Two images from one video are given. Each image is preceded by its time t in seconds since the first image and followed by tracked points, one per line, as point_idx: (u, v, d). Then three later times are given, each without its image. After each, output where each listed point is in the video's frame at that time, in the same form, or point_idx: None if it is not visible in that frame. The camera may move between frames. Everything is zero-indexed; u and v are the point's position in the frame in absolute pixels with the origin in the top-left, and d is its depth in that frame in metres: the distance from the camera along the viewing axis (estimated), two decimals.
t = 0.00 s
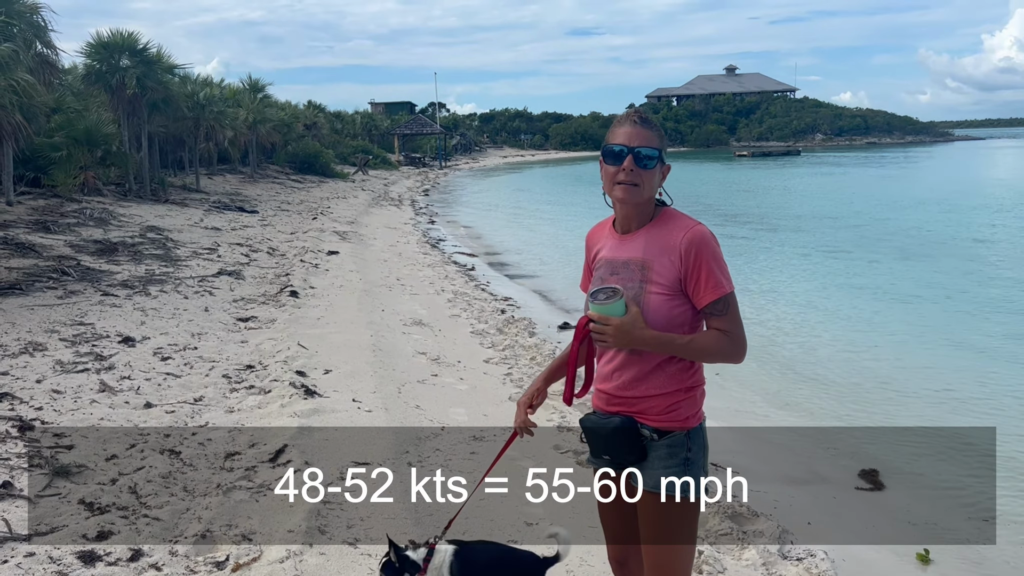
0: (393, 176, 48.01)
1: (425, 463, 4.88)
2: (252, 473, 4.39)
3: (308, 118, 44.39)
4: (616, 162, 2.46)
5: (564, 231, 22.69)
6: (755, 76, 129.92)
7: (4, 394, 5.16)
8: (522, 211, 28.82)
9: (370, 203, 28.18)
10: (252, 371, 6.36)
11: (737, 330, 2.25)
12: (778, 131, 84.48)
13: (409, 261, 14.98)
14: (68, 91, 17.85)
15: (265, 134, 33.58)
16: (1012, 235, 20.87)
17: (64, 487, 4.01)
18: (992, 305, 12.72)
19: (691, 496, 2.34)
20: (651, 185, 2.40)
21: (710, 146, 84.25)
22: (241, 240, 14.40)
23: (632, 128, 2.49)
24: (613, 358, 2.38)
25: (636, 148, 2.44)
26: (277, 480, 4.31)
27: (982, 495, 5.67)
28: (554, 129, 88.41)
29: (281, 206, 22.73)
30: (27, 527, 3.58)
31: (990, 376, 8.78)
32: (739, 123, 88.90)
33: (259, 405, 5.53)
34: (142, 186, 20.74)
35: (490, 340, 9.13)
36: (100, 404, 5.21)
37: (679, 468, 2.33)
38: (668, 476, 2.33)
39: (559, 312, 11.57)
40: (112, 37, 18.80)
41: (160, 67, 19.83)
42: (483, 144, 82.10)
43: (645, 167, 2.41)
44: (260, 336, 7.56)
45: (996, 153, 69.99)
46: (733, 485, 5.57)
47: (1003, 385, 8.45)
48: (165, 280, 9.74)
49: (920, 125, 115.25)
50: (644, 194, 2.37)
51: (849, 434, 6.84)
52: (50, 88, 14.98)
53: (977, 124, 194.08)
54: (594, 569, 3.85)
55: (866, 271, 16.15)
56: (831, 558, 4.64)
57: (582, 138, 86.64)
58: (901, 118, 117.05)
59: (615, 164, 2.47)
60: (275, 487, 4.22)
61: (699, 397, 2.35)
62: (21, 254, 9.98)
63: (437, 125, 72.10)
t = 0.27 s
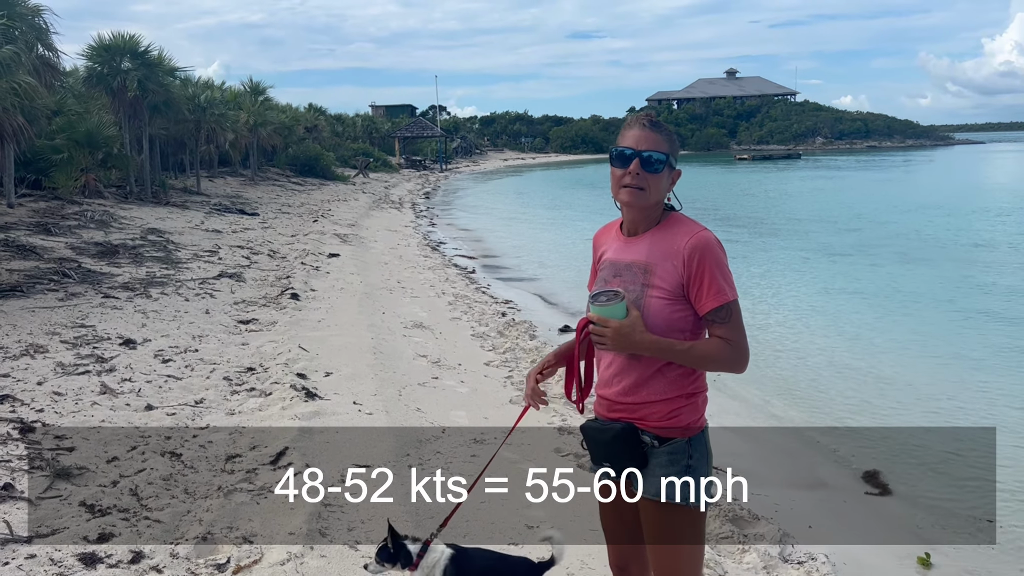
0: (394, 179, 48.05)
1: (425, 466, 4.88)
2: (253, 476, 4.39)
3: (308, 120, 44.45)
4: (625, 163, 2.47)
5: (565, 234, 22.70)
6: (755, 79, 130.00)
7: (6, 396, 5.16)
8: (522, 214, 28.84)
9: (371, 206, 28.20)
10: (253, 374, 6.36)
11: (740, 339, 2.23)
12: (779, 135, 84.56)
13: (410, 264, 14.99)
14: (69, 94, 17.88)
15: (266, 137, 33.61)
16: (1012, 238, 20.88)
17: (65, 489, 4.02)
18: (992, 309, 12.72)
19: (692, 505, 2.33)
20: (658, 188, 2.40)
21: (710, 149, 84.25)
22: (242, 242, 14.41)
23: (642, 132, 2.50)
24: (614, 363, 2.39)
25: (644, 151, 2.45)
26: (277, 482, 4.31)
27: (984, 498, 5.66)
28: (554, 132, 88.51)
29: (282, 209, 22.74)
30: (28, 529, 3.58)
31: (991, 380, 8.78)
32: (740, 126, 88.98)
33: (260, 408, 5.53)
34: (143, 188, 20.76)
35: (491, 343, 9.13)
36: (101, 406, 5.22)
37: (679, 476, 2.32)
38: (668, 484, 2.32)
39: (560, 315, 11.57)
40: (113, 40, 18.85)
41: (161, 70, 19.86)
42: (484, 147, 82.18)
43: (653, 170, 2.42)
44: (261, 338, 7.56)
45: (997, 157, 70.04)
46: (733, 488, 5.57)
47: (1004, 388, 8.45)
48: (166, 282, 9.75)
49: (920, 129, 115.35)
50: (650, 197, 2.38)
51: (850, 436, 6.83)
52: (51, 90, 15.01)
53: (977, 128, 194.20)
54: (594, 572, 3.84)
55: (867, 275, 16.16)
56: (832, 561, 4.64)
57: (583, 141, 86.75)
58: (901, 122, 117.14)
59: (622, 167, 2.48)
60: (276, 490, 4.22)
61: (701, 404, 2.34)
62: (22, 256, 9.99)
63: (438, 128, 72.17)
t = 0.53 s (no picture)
0: (394, 181, 48.07)
1: (426, 468, 4.87)
2: (253, 478, 4.39)
3: (309, 123, 44.50)
4: (625, 165, 2.48)
5: (565, 237, 22.70)
6: (756, 82, 130.12)
7: (6, 398, 5.16)
8: (522, 217, 28.84)
9: (371, 208, 28.20)
10: (253, 376, 6.36)
11: (739, 345, 2.22)
12: (779, 138, 84.61)
13: (411, 266, 14.99)
14: (70, 96, 17.91)
15: (267, 139, 33.63)
16: (1012, 241, 20.89)
17: (65, 491, 4.01)
18: (992, 312, 12.72)
19: (691, 509, 2.32)
20: (657, 191, 2.40)
21: (711, 151, 84.29)
22: (242, 244, 14.43)
23: (642, 134, 2.50)
24: (614, 367, 2.40)
25: (643, 153, 2.45)
26: (277, 485, 4.30)
27: (984, 500, 5.65)
28: (555, 135, 88.60)
29: (283, 211, 22.76)
30: (28, 531, 3.58)
31: (992, 383, 8.78)
32: (740, 129, 89.02)
33: (261, 411, 5.52)
34: (143, 191, 20.77)
35: (491, 346, 9.13)
36: (101, 408, 5.21)
37: (679, 480, 2.30)
38: (667, 489, 2.31)
39: (560, 318, 11.57)
40: (114, 42, 18.87)
41: (162, 72, 19.88)
42: (485, 149, 82.23)
43: (652, 172, 2.42)
44: (262, 340, 7.56)
45: (998, 160, 70.07)
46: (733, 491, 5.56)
47: (1005, 391, 8.44)
48: (166, 284, 9.75)
49: (920, 132, 115.40)
50: (649, 200, 2.38)
51: (850, 439, 6.83)
52: (52, 92, 15.02)
53: (978, 131, 194.28)
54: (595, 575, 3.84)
55: (867, 278, 16.16)
56: (832, 564, 4.63)
57: (583, 143, 86.87)
58: (902, 125, 117.18)
59: (621, 169, 2.49)
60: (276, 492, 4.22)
61: (701, 409, 2.34)
62: (23, 258, 10.00)
63: (439, 130, 72.21)
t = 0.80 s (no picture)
0: (395, 182, 48.07)
1: (425, 469, 4.87)
2: (253, 479, 4.39)
3: (310, 124, 44.53)
4: (621, 167, 2.48)
5: (565, 238, 22.70)
6: (756, 83, 130.14)
7: (6, 399, 5.17)
8: (522, 218, 28.86)
9: (371, 209, 28.21)
10: (253, 377, 6.36)
11: (734, 348, 2.21)
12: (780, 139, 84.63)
13: (411, 267, 14.99)
14: (70, 97, 17.94)
15: (267, 141, 33.66)
16: (1013, 243, 20.88)
17: (65, 491, 4.01)
18: (992, 313, 12.72)
19: (687, 511, 2.31)
20: (653, 193, 2.41)
21: (711, 153, 84.29)
22: (242, 245, 14.43)
23: (638, 136, 2.50)
24: (610, 367, 2.41)
25: (639, 155, 2.45)
26: (278, 486, 4.30)
27: (983, 500, 5.66)
28: (555, 136, 88.65)
29: (283, 212, 22.79)
30: (27, 532, 3.58)
31: (991, 384, 8.77)
32: (741, 130, 89.03)
33: (261, 411, 5.52)
34: (144, 192, 20.79)
35: (491, 347, 9.13)
36: (101, 409, 5.22)
37: (674, 482, 2.30)
38: (663, 492, 2.30)
39: (560, 319, 11.57)
40: (115, 44, 18.89)
41: (163, 73, 19.89)
42: (485, 151, 82.25)
43: (647, 174, 2.42)
44: (262, 341, 7.56)
45: (998, 161, 70.08)
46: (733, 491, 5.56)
47: (1005, 393, 8.44)
48: (166, 285, 9.76)
49: (921, 133, 115.42)
50: (645, 202, 2.39)
51: (849, 440, 6.83)
52: (53, 93, 15.04)
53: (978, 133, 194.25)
54: None
55: (868, 279, 16.15)
56: (832, 566, 4.63)
57: (583, 145, 86.94)
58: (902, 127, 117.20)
59: (618, 171, 2.49)
60: (276, 493, 4.22)
61: (697, 410, 2.33)
62: (23, 258, 10.01)
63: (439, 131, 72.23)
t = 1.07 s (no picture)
0: (395, 182, 48.07)
1: (425, 469, 4.87)
2: (253, 479, 4.39)
3: (310, 124, 44.52)
4: (617, 168, 2.48)
5: (565, 237, 22.70)
6: (756, 83, 130.13)
7: (6, 399, 5.16)
8: (522, 218, 28.85)
9: (371, 209, 28.21)
10: (253, 377, 6.36)
11: (730, 349, 2.21)
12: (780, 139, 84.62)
13: (411, 267, 15.00)
14: (70, 96, 17.95)
15: (267, 140, 33.66)
16: (1013, 243, 20.89)
17: (64, 491, 4.01)
18: (992, 313, 12.72)
19: (682, 511, 2.31)
20: (651, 194, 2.41)
21: (711, 152, 84.25)
22: (242, 245, 14.43)
23: (634, 136, 2.50)
24: (605, 367, 2.40)
25: (637, 155, 2.45)
26: (278, 485, 4.31)
27: (982, 500, 5.66)
28: (555, 136, 88.63)
29: (283, 212, 22.78)
30: (27, 531, 3.58)
31: (991, 384, 8.78)
32: (741, 130, 89.03)
33: (261, 411, 5.53)
34: (144, 192, 20.78)
35: (491, 347, 9.13)
36: (101, 408, 5.21)
37: (669, 483, 2.30)
38: (658, 492, 2.30)
39: (560, 318, 11.57)
40: (115, 43, 18.89)
41: (163, 72, 19.89)
42: (485, 150, 82.24)
43: (643, 175, 2.42)
44: (262, 341, 7.56)
45: (998, 161, 70.09)
46: (733, 491, 5.56)
47: (1005, 392, 8.45)
48: (166, 285, 9.75)
49: (921, 133, 115.42)
50: (642, 203, 2.39)
51: (849, 439, 6.83)
52: (53, 93, 15.04)
53: (978, 132, 194.19)
54: None
55: (868, 279, 16.16)
56: (832, 566, 4.63)
57: (584, 144, 86.97)
58: (902, 126, 117.20)
59: (614, 171, 2.49)
60: (276, 492, 4.23)
61: (691, 411, 2.33)
62: (23, 258, 10.01)
63: (439, 131, 72.22)
